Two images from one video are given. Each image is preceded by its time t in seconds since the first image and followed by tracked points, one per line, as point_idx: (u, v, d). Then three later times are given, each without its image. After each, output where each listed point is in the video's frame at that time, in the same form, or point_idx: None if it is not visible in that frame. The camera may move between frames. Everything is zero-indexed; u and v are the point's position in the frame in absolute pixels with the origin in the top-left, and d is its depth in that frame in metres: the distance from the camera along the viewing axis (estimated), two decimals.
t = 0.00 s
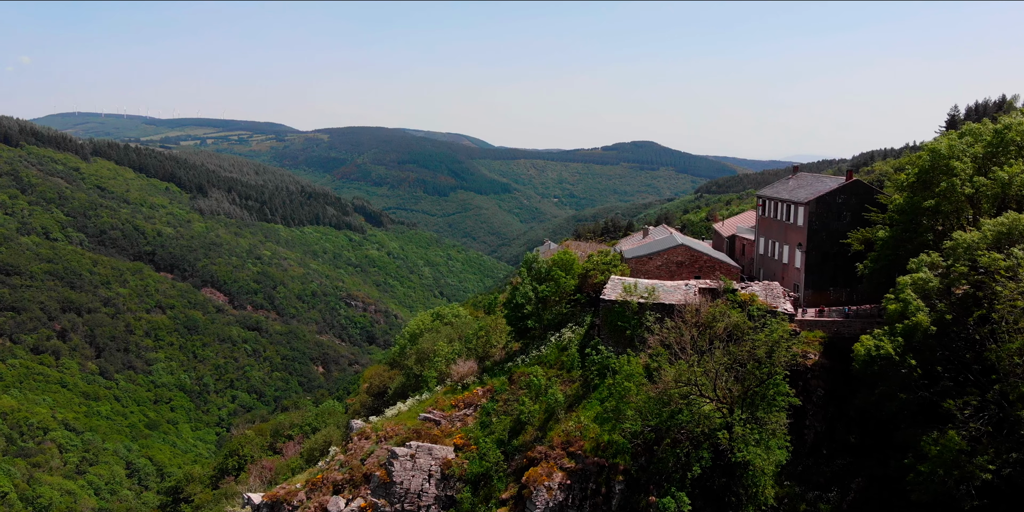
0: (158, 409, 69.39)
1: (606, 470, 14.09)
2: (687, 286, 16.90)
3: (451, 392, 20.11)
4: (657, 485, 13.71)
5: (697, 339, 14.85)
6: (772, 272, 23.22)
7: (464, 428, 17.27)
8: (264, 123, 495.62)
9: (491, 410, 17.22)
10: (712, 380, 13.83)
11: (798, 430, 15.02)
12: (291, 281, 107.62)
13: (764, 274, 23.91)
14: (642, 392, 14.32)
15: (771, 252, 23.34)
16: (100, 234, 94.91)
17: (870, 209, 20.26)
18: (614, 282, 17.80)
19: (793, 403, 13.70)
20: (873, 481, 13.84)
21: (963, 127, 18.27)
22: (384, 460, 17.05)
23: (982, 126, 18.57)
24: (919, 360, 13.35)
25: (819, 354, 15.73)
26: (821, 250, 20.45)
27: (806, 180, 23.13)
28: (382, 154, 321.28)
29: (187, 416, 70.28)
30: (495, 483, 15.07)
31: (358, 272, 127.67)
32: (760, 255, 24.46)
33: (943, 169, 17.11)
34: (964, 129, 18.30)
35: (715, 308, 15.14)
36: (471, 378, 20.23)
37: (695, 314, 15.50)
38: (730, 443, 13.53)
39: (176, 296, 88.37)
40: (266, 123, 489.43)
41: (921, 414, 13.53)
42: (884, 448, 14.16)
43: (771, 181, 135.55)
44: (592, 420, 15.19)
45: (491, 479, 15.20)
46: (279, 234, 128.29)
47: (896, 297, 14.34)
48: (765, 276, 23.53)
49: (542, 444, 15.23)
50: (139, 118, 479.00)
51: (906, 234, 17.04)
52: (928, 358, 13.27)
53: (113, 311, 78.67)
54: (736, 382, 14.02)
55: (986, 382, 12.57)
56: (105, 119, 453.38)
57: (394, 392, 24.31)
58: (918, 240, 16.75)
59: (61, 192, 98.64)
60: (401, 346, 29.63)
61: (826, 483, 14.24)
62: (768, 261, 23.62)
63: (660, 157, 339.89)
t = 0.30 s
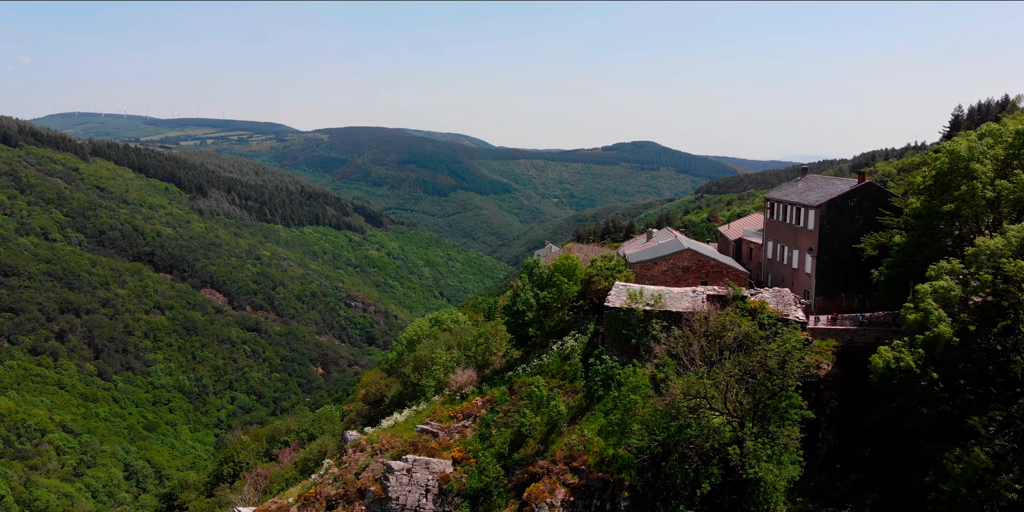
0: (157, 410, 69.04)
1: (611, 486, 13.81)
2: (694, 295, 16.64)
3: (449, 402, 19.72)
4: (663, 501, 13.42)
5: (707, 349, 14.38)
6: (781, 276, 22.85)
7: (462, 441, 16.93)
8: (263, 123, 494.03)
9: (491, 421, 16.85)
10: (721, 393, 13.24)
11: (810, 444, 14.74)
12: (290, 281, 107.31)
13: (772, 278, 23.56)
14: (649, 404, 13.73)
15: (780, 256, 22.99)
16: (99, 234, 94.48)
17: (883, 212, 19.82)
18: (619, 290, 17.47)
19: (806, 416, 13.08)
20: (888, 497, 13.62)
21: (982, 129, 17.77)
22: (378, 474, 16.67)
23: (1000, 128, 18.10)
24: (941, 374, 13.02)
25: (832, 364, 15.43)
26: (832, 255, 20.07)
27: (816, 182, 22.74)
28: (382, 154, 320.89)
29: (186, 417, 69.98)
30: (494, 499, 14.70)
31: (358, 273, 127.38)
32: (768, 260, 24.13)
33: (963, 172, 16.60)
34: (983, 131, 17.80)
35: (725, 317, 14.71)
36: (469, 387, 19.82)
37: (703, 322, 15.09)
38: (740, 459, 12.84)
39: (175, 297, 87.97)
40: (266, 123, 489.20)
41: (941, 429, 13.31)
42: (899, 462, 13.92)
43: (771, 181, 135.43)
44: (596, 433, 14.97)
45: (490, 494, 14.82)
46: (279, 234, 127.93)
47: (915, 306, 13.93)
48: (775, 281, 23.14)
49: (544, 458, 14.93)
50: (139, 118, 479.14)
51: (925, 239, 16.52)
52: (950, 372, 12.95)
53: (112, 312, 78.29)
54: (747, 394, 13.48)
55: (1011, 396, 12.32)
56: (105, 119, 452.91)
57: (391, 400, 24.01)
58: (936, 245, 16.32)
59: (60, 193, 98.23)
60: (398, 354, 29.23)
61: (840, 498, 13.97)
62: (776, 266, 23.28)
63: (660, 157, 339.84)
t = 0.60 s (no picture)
0: (155, 411, 68.70)
1: (616, 502, 13.45)
2: (703, 302, 16.23)
3: (448, 413, 19.34)
4: None
5: (717, 361, 13.91)
6: (791, 281, 22.50)
7: (461, 454, 16.57)
8: (263, 123, 493.92)
9: (490, 434, 16.48)
10: (732, 406, 12.74)
11: (824, 458, 14.25)
12: (290, 282, 107.01)
13: (782, 283, 23.25)
14: (657, 418, 12.98)
15: (790, 261, 22.68)
16: (98, 235, 94.07)
17: (897, 216, 19.52)
18: (624, 296, 17.22)
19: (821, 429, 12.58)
20: None
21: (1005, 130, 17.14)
22: (373, 489, 16.44)
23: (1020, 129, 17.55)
24: (964, 387, 12.75)
25: (845, 375, 15.05)
26: (845, 260, 19.72)
27: (826, 184, 22.41)
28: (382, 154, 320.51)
29: (185, 419, 69.66)
30: None
31: (358, 273, 127.02)
32: (777, 264, 23.81)
33: (983, 174, 15.93)
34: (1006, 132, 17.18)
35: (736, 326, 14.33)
36: (467, 397, 19.44)
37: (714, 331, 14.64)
38: (752, 476, 12.26)
39: (175, 297, 87.60)
40: (266, 124, 489.05)
41: (964, 444, 12.99)
42: (917, 476, 13.58)
43: (771, 181, 135.39)
44: (601, 447, 14.55)
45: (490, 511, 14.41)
46: (279, 234, 127.58)
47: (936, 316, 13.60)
48: (785, 285, 22.79)
49: (546, 473, 14.56)
50: (140, 118, 479.60)
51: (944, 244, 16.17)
52: (974, 385, 12.72)
53: (110, 312, 77.94)
54: (759, 408, 12.98)
55: None
56: (105, 119, 453.02)
57: (387, 410, 23.64)
58: (954, 251, 15.97)
59: (59, 193, 97.91)
60: (396, 361, 28.81)
61: None
62: (786, 271, 22.96)
63: (660, 157, 339.77)
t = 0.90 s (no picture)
0: (154, 412, 68.37)
1: None
2: (711, 311, 15.91)
3: (445, 424, 18.91)
4: None
5: (726, 372, 13.41)
6: (801, 286, 22.18)
7: (459, 467, 16.17)
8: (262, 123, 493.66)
9: (490, 447, 16.08)
10: (742, 420, 12.01)
11: (840, 474, 13.92)
12: (290, 282, 106.66)
13: (791, 288, 22.93)
14: (665, 433, 12.47)
15: (800, 265, 22.32)
16: (97, 235, 93.64)
17: (912, 219, 19.03)
18: (630, 303, 16.76)
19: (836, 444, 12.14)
20: None
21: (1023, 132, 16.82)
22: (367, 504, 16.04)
23: None
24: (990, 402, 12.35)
25: (861, 386, 14.70)
26: (857, 265, 19.33)
27: (838, 187, 22.00)
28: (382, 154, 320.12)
29: (184, 420, 69.32)
30: None
31: (358, 274, 126.72)
32: (786, 268, 23.47)
33: (1007, 177, 15.60)
34: None
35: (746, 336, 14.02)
36: (467, 408, 18.99)
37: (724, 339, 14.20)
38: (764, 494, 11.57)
39: (173, 298, 87.19)
40: (265, 124, 488.65)
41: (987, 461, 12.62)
42: (936, 492, 13.24)
43: (771, 181, 135.36)
44: (605, 461, 14.13)
45: None
46: (278, 235, 127.21)
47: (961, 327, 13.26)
48: (795, 291, 22.44)
49: (548, 488, 14.19)
50: (139, 118, 479.48)
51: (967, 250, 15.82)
52: (1000, 400, 12.31)
53: (109, 313, 77.55)
54: (772, 421, 12.32)
55: None
56: (105, 120, 452.26)
57: (383, 418, 23.25)
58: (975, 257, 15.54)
59: (58, 193, 97.48)
60: (393, 368, 28.32)
61: None
62: (795, 275, 22.63)
63: (660, 157, 339.80)
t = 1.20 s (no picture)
0: (153, 414, 68.04)
1: None
2: (722, 318, 15.39)
3: (443, 436, 18.44)
4: None
5: (739, 385, 12.85)
6: (811, 292, 21.87)
7: (457, 483, 15.73)
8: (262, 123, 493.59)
9: (489, 461, 15.60)
10: (756, 436, 11.36)
11: (856, 489, 13.56)
12: (289, 283, 106.35)
13: (801, 294, 22.62)
14: (674, 450, 11.88)
15: (810, 271, 22.02)
16: (96, 235, 93.21)
17: (929, 223, 18.66)
18: (635, 311, 16.30)
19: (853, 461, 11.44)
20: None
21: None
22: None
23: None
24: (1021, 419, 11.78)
25: (877, 399, 14.46)
26: (872, 271, 18.98)
27: (849, 190, 21.69)
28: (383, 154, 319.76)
29: (182, 422, 69.02)
30: None
31: (358, 274, 126.41)
32: (796, 274, 23.14)
33: None
34: None
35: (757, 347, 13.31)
36: (466, 420, 18.53)
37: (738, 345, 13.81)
38: None
39: (172, 299, 86.81)
40: (265, 124, 488.35)
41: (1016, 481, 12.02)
42: None
43: (772, 182, 135.24)
44: (611, 478, 13.60)
45: None
46: (278, 235, 126.85)
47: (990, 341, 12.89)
48: (805, 297, 22.13)
49: (551, 506, 13.72)
50: (139, 119, 479.88)
51: (990, 257, 15.40)
52: None
53: (108, 314, 77.16)
54: (787, 437, 11.65)
55: None
56: (105, 120, 452.18)
57: (379, 429, 22.90)
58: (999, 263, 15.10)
59: (57, 193, 97.11)
60: (389, 375, 27.84)
61: None
62: (806, 281, 22.33)
63: (660, 157, 339.76)
